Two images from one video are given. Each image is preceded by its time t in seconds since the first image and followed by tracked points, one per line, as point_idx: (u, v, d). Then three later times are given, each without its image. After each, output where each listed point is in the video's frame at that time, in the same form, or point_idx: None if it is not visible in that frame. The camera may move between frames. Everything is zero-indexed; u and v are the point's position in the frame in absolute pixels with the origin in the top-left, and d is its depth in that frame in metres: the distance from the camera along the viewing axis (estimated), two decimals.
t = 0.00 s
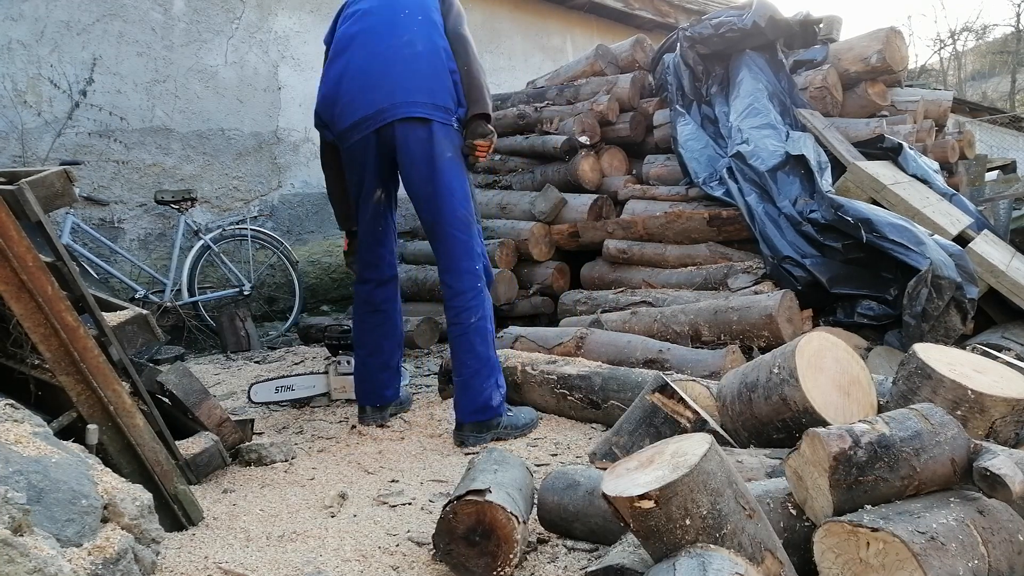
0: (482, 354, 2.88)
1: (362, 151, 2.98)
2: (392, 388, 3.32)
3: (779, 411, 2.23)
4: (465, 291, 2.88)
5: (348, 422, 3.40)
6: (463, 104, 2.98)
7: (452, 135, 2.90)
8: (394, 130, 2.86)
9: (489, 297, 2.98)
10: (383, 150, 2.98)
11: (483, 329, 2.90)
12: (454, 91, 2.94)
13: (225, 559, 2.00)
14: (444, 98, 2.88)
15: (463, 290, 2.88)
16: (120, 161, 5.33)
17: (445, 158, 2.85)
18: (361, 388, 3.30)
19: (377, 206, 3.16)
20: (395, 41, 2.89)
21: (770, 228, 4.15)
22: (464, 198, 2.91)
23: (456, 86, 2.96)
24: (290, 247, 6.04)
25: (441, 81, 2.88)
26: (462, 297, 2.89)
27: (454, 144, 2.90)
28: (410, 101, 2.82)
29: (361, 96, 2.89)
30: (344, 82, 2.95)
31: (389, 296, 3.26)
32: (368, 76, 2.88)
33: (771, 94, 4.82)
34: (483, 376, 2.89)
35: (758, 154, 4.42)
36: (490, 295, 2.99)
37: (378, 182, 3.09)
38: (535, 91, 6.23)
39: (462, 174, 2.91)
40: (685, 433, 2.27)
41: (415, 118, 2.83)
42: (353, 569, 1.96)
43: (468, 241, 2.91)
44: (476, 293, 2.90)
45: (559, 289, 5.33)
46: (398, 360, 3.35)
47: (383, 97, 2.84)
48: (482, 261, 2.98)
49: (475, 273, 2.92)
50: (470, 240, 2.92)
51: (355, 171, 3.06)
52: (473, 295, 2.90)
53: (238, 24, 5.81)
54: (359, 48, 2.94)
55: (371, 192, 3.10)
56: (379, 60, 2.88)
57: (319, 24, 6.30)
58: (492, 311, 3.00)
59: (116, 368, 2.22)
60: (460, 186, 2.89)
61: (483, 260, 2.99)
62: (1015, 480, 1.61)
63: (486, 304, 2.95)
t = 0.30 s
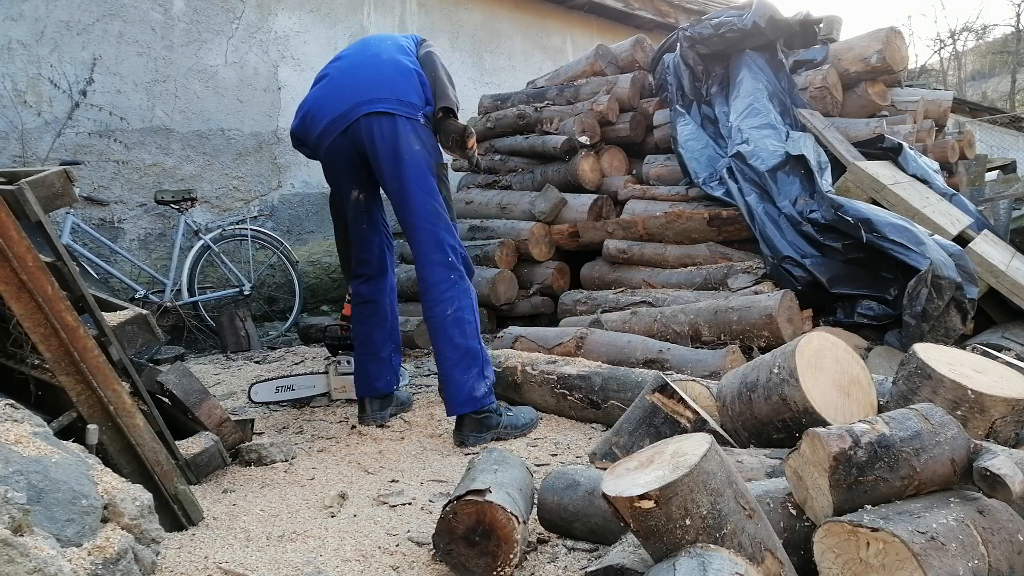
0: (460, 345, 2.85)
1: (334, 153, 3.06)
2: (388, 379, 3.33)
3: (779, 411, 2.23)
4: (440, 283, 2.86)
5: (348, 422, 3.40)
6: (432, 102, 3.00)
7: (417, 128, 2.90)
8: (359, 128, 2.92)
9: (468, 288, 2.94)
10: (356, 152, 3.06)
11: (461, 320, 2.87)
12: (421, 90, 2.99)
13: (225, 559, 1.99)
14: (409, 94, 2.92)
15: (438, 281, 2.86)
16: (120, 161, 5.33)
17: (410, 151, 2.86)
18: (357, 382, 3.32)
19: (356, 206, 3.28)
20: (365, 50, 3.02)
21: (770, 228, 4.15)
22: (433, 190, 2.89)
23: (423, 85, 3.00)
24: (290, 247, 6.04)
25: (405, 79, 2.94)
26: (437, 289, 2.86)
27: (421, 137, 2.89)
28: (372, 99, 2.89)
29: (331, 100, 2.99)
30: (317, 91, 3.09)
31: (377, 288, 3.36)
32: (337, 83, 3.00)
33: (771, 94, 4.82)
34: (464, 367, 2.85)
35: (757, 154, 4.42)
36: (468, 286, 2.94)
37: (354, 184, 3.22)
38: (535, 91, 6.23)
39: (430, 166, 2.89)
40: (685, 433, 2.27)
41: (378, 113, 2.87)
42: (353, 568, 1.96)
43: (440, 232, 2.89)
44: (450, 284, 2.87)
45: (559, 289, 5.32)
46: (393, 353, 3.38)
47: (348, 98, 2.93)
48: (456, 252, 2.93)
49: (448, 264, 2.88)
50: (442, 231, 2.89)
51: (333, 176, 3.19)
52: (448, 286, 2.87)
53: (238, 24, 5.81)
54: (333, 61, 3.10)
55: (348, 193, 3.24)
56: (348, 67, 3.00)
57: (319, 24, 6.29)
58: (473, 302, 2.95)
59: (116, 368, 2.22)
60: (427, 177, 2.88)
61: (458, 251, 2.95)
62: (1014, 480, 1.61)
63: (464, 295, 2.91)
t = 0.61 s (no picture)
0: (455, 342, 2.86)
1: (327, 152, 3.07)
2: (388, 379, 3.34)
3: (779, 411, 2.23)
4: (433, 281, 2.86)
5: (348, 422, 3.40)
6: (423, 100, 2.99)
7: (408, 126, 2.88)
8: (349, 127, 2.92)
9: (461, 285, 2.93)
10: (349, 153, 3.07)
11: (455, 318, 2.87)
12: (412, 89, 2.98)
13: (225, 559, 1.99)
14: (400, 93, 2.91)
15: (430, 279, 2.86)
16: (120, 161, 5.33)
17: (401, 150, 2.85)
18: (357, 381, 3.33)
19: (352, 206, 3.29)
20: (359, 50, 3.03)
21: (770, 228, 4.15)
22: (424, 188, 2.88)
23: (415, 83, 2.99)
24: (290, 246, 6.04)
25: (396, 79, 2.93)
26: (430, 287, 2.86)
27: (412, 136, 2.88)
28: (363, 99, 2.89)
29: (324, 100, 3.00)
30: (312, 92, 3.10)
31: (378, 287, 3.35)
32: (330, 83, 3.02)
33: (771, 94, 4.82)
34: (459, 364, 2.86)
35: (757, 154, 4.42)
36: (462, 283, 2.93)
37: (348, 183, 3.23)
38: (535, 91, 6.23)
39: (422, 164, 2.88)
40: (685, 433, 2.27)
41: (369, 112, 2.87)
42: (353, 568, 1.96)
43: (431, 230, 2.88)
44: (442, 282, 2.87)
45: (559, 289, 5.32)
46: (393, 352, 3.39)
47: (340, 98, 2.94)
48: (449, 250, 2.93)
49: (440, 262, 2.88)
50: (433, 230, 2.88)
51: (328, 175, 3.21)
52: (441, 284, 2.87)
53: (238, 24, 5.80)
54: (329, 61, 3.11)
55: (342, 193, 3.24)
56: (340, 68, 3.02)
57: (319, 24, 6.29)
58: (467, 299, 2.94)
59: (116, 368, 2.22)
60: (420, 175, 2.87)
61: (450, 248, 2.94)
62: (1014, 480, 1.61)
63: (458, 292, 2.90)
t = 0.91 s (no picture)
0: (450, 342, 2.87)
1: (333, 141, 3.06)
2: (385, 388, 3.33)
3: (779, 411, 2.23)
4: (432, 280, 2.87)
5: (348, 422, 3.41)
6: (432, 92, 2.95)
7: (414, 122, 2.86)
8: (355, 120, 2.90)
9: (461, 284, 2.92)
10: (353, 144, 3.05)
11: (451, 317, 2.88)
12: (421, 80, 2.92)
13: (225, 559, 1.99)
14: (408, 86, 2.87)
15: (427, 278, 2.87)
16: (120, 161, 5.33)
17: (406, 147, 2.84)
18: (355, 389, 3.32)
19: (351, 199, 3.25)
20: (366, 34, 2.95)
21: (770, 228, 4.15)
22: (428, 187, 2.86)
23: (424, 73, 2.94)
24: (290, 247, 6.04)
25: (404, 70, 2.88)
26: (428, 286, 2.87)
27: (418, 132, 2.86)
28: (369, 92, 2.85)
29: (331, 87, 2.96)
30: (319, 78, 3.05)
31: (374, 293, 3.32)
32: (337, 71, 2.96)
33: (771, 94, 4.82)
34: (453, 364, 2.87)
35: (757, 154, 4.42)
36: (462, 282, 2.93)
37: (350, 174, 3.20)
38: (535, 91, 6.23)
39: (428, 160, 2.87)
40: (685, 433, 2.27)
41: (375, 107, 2.84)
42: (353, 569, 1.96)
43: (433, 228, 2.87)
44: (440, 281, 2.87)
45: (559, 289, 5.32)
46: (389, 358, 3.36)
47: (347, 89, 2.90)
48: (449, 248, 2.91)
49: (439, 261, 2.88)
50: (433, 229, 2.87)
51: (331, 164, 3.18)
52: (438, 283, 2.87)
53: (238, 24, 5.80)
54: (336, 44, 3.04)
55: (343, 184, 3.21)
56: (347, 54, 2.95)
57: (319, 24, 6.29)
58: (467, 298, 2.94)
59: (116, 368, 2.22)
60: (425, 173, 2.86)
61: (451, 246, 2.92)
62: (1014, 480, 1.61)
63: (456, 291, 2.90)
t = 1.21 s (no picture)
0: (473, 365, 2.85)
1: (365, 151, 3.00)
2: (389, 396, 3.33)
3: (779, 411, 2.23)
4: (465, 302, 2.83)
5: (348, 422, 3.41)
6: (469, 104, 2.86)
7: (451, 141, 2.80)
8: (389, 139, 2.85)
9: (492, 307, 2.88)
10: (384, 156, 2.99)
11: (477, 340, 2.85)
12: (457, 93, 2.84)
13: (225, 559, 1.99)
14: (444, 102, 2.79)
15: (460, 299, 2.83)
16: (120, 161, 5.33)
17: (443, 167, 2.78)
18: (360, 397, 3.30)
19: (378, 210, 3.15)
20: (396, 41, 2.83)
21: (770, 228, 4.15)
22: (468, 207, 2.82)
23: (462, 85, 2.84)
24: (290, 247, 6.04)
25: (441, 84, 2.78)
26: (457, 306, 2.83)
27: (456, 151, 2.80)
28: (405, 111, 2.78)
29: (361, 99, 2.88)
30: (349, 82, 2.94)
31: (388, 303, 3.23)
32: (369, 80, 2.85)
33: (771, 94, 4.82)
34: (473, 387, 2.86)
35: (757, 154, 4.42)
36: (494, 304, 2.89)
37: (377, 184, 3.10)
38: (535, 91, 6.22)
39: (466, 180, 2.81)
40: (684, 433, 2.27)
41: (411, 126, 2.78)
42: (353, 568, 1.96)
43: (468, 249, 2.84)
44: (470, 302, 2.83)
45: (559, 289, 5.32)
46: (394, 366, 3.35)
47: (381, 104, 2.81)
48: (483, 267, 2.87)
49: (472, 281, 2.84)
50: (467, 249, 2.83)
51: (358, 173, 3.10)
52: (469, 304, 2.83)
53: (238, 24, 5.80)
54: (366, 45, 2.90)
55: (371, 194, 3.12)
56: (377, 63, 2.84)
57: (319, 24, 6.29)
58: (495, 321, 2.90)
59: (116, 368, 2.22)
60: (462, 194, 2.80)
61: (485, 266, 2.88)
62: (1014, 480, 1.60)
63: (486, 314, 2.86)
